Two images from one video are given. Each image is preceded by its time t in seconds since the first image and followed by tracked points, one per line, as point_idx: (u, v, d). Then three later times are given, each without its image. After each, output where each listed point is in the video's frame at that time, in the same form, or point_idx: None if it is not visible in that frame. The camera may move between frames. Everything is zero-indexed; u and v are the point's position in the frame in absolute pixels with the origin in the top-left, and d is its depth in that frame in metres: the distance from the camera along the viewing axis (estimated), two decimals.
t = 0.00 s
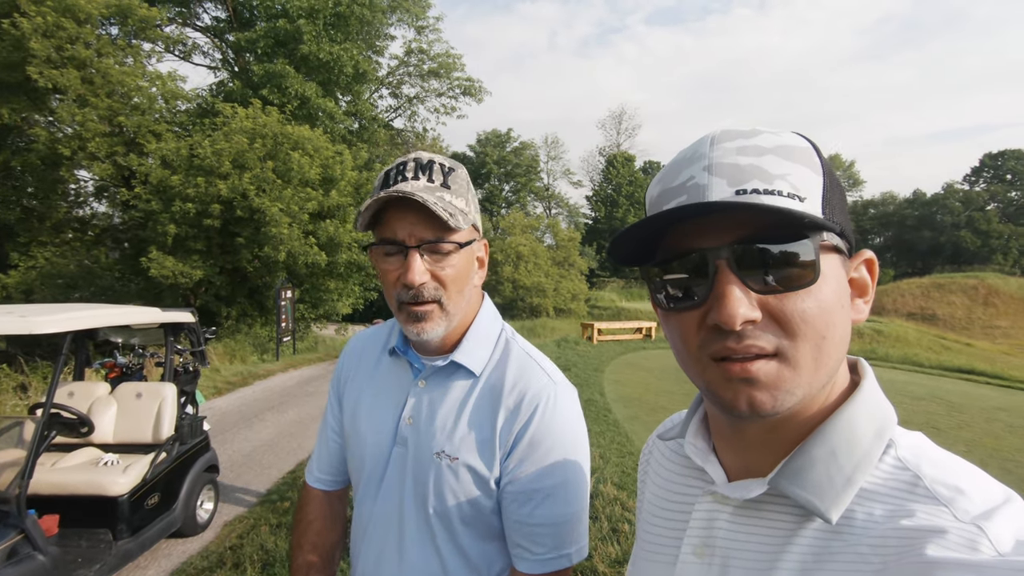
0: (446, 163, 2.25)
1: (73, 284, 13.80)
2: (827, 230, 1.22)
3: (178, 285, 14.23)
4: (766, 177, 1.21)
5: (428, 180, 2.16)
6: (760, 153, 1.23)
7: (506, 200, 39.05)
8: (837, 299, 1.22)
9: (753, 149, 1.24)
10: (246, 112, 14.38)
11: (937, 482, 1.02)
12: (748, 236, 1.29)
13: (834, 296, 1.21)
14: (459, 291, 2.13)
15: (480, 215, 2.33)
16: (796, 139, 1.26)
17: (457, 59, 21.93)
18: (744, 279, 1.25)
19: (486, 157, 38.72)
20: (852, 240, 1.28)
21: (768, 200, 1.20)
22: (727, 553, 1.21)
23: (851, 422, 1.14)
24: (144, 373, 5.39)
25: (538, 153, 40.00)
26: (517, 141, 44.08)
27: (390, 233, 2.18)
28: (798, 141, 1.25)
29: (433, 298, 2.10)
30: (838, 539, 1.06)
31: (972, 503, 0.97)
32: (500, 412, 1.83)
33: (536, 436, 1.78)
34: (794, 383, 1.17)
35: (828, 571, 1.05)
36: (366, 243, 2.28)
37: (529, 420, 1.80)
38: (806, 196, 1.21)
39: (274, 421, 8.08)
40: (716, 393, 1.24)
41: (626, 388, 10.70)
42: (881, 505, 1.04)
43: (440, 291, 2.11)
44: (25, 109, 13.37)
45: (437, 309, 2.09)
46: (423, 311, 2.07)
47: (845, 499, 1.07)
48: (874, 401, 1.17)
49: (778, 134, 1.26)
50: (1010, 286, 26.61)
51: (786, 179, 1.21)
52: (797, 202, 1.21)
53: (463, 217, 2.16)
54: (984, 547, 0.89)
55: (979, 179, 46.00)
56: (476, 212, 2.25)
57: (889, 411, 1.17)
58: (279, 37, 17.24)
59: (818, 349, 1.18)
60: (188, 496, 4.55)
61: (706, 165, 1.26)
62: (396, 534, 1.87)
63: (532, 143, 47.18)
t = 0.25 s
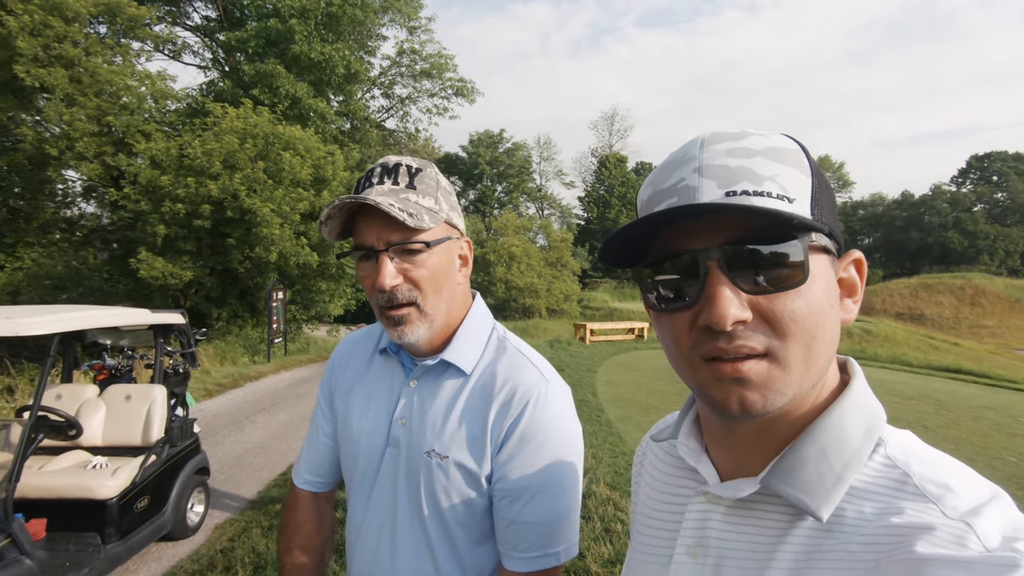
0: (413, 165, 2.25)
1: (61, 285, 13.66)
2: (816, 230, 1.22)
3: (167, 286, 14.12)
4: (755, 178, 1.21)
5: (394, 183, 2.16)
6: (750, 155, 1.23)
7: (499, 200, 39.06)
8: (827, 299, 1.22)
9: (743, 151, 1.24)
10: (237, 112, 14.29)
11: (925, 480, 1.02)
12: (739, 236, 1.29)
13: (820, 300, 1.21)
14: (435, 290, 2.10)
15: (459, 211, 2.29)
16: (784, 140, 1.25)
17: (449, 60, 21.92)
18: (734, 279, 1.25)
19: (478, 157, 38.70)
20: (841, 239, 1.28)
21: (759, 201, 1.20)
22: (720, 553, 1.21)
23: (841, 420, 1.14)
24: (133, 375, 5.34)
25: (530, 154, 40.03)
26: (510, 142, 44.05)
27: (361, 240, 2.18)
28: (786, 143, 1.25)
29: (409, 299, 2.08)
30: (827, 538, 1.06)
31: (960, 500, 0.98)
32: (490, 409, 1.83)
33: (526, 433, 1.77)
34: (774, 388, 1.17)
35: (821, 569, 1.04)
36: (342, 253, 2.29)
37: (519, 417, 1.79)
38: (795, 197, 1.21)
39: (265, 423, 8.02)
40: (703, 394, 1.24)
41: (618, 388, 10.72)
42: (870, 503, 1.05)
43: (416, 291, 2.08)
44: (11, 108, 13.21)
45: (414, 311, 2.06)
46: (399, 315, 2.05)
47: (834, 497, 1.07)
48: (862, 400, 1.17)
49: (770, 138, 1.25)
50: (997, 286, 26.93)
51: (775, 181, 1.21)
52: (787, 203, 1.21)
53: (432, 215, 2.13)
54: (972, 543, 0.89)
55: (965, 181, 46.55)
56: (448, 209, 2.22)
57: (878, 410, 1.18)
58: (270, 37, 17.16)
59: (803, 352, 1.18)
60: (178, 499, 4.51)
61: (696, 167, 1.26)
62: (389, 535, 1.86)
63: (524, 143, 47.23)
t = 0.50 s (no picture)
0: (405, 166, 2.24)
1: (51, 286, 13.55)
2: (804, 229, 1.22)
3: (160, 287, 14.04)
4: (745, 177, 1.22)
5: (389, 185, 2.15)
6: (739, 154, 1.24)
7: (493, 201, 39.06)
8: (816, 297, 1.22)
9: (735, 149, 1.25)
10: (230, 113, 14.22)
11: (916, 474, 1.03)
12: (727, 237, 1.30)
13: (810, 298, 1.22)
14: (430, 293, 2.11)
15: (450, 212, 2.29)
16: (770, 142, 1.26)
17: (443, 61, 21.91)
18: (724, 278, 1.26)
19: (473, 158, 38.67)
20: (830, 238, 1.28)
21: (747, 200, 1.21)
22: (715, 550, 1.21)
23: (834, 417, 1.14)
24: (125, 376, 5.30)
25: (524, 155, 40.06)
26: (504, 143, 44.04)
27: (356, 243, 2.17)
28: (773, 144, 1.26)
29: (404, 302, 2.08)
30: (820, 533, 1.07)
31: (950, 494, 0.98)
32: (480, 404, 1.83)
33: (515, 429, 1.78)
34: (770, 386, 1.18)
35: (814, 564, 1.05)
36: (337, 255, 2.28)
37: (509, 412, 1.80)
38: (784, 195, 1.22)
39: (259, 425, 7.98)
40: (697, 393, 1.25)
41: (612, 389, 10.74)
42: (862, 497, 1.06)
43: (410, 294, 2.08)
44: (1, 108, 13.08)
45: (410, 314, 2.07)
46: (395, 318, 2.05)
47: (826, 493, 1.08)
48: (854, 396, 1.18)
49: (762, 140, 1.26)
50: (987, 287, 27.19)
51: (764, 179, 1.21)
52: (776, 202, 1.21)
53: (427, 217, 2.13)
54: (962, 536, 0.90)
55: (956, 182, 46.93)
56: (441, 210, 2.22)
57: (869, 406, 1.18)
58: (264, 37, 17.08)
59: (794, 352, 1.19)
60: (171, 501, 4.48)
61: (687, 166, 1.26)
62: (383, 534, 1.86)
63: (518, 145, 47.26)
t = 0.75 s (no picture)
0: (423, 167, 2.22)
1: (47, 286, 13.50)
2: (732, 250, 1.18)
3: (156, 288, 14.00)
4: (683, 197, 1.24)
5: (408, 183, 2.13)
6: (688, 170, 1.25)
7: (491, 203, 39.09)
8: (750, 315, 1.17)
9: (688, 164, 1.25)
10: (227, 113, 14.21)
11: (917, 475, 1.04)
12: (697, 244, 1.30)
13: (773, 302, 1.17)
14: (441, 294, 2.11)
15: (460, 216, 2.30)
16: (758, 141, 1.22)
17: (441, 62, 21.94)
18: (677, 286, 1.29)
19: (471, 160, 38.70)
20: (798, 253, 1.16)
21: (675, 222, 1.25)
22: (716, 547, 1.21)
23: (833, 418, 1.13)
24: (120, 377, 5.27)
25: (522, 157, 40.11)
26: (501, 144, 44.05)
27: (372, 238, 2.14)
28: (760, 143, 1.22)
29: (417, 302, 2.07)
30: (821, 533, 1.07)
31: (952, 494, 0.99)
32: (480, 403, 1.83)
33: (514, 428, 1.78)
34: (716, 385, 1.20)
35: (817, 562, 1.06)
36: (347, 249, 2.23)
37: (508, 410, 1.80)
38: (719, 217, 1.20)
39: (256, 426, 7.96)
40: (650, 384, 1.30)
41: (609, 390, 10.75)
42: (864, 497, 1.06)
43: (423, 294, 2.08)
44: None
45: (421, 314, 2.06)
46: (407, 317, 2.04)
47: (826, 493, 1.08)
48: (855, 398, 1.16)
49: (728, 145, 1.23)
50: (982, 289, 27.34)
51: (699, 201, 1.23)
52: (707, 224, 1.22)
53: (445, 220, 2.14)
54: (964, 533, 0.91)
55: (951, 185, 47.20)
56: (455, 213, 2.23)
57: (871, 408, 1.17)
58: (261, 38, 17.07)
59: (746, 354, 1.17)
60: (167, 502, 4.47)
61: (650, 180, 1.33)
62: (383, 535, 1.85)
63: (516, 146, 47.31)
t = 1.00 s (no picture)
0: (420, 169, 2.21)
1: (46, 286, 13.49)
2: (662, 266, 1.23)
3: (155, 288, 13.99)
4: (647, 207, 1.28)
5: (405, 188, 2.12)
6: (659, 183, 1.27)
7: (490, 203, 39.09)
8: (681, 328, 1.22)
9: (662, 176, 1.26)
10: (226, 113, 14.20)
11: (929, 486, 1.03)
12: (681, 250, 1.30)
13: (730, 317, 1.16)
14: (441, 299, 2.11)
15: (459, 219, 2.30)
16: (749, 148, 1.18)
17: (440, 62, 21.93)
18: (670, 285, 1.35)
19: (470, 160, 38.70)
20: (723, 277, 1.14)
21: (638, 231, 1.31)
22: (718, 550, 1.21)
23: (842, 429, 1.11)
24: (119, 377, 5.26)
25: (521, 157, 40.11)
26: (501, 144, 44.05)
27: (371, 243, 2.13)
28: (749, 151, 1.17)
29: (417, 307, 2.07)
30: (825, 541, 1.08)
31: (962, 507, 0.99)
32: (483, 409, 1.83)
33: (516, 434, 1.78)
34: (674, 384, 1.29)
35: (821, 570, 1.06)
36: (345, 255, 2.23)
37: (512, 416, 1.80)
38: (659, 235, 1.23)
39: (255, 426, 7.96)
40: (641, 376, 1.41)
41: (609, 390, 10.75)
42: (869, 507, 1.05)
43: (421, 299, 2.08)
44: None
45: (420, 319, 2.06)
46: (407, 323, 2.03)
47: (830, 504, 1.08)
48: (866, 409, 1.12)
49: (706, 151, 1.21)
50: (980, 290, 27.42)
51: (653, 215, 1.25)
52: (651, 238, 1.26)
53: (443, 224, 2.14)
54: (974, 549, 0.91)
55: (950, 186, 47.29)
56: (453, 217, 2.22)
57: (886, 418, 1.14)
58: (261, 38, 17.05)
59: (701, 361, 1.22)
60: (166, 503, 4.46)
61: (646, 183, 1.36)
62: (385, 539, 1.85)
63: (515, 146, 47.32)
